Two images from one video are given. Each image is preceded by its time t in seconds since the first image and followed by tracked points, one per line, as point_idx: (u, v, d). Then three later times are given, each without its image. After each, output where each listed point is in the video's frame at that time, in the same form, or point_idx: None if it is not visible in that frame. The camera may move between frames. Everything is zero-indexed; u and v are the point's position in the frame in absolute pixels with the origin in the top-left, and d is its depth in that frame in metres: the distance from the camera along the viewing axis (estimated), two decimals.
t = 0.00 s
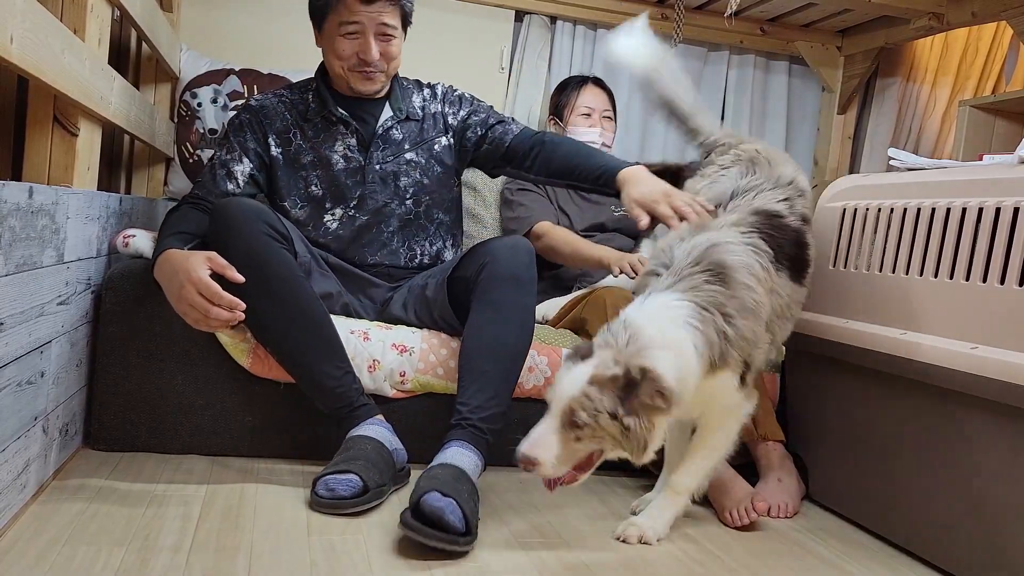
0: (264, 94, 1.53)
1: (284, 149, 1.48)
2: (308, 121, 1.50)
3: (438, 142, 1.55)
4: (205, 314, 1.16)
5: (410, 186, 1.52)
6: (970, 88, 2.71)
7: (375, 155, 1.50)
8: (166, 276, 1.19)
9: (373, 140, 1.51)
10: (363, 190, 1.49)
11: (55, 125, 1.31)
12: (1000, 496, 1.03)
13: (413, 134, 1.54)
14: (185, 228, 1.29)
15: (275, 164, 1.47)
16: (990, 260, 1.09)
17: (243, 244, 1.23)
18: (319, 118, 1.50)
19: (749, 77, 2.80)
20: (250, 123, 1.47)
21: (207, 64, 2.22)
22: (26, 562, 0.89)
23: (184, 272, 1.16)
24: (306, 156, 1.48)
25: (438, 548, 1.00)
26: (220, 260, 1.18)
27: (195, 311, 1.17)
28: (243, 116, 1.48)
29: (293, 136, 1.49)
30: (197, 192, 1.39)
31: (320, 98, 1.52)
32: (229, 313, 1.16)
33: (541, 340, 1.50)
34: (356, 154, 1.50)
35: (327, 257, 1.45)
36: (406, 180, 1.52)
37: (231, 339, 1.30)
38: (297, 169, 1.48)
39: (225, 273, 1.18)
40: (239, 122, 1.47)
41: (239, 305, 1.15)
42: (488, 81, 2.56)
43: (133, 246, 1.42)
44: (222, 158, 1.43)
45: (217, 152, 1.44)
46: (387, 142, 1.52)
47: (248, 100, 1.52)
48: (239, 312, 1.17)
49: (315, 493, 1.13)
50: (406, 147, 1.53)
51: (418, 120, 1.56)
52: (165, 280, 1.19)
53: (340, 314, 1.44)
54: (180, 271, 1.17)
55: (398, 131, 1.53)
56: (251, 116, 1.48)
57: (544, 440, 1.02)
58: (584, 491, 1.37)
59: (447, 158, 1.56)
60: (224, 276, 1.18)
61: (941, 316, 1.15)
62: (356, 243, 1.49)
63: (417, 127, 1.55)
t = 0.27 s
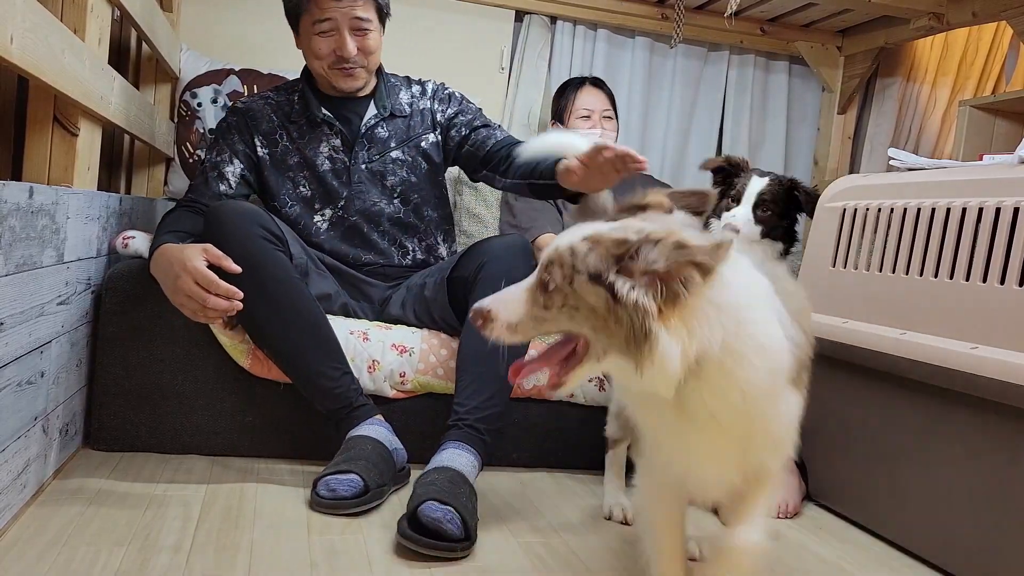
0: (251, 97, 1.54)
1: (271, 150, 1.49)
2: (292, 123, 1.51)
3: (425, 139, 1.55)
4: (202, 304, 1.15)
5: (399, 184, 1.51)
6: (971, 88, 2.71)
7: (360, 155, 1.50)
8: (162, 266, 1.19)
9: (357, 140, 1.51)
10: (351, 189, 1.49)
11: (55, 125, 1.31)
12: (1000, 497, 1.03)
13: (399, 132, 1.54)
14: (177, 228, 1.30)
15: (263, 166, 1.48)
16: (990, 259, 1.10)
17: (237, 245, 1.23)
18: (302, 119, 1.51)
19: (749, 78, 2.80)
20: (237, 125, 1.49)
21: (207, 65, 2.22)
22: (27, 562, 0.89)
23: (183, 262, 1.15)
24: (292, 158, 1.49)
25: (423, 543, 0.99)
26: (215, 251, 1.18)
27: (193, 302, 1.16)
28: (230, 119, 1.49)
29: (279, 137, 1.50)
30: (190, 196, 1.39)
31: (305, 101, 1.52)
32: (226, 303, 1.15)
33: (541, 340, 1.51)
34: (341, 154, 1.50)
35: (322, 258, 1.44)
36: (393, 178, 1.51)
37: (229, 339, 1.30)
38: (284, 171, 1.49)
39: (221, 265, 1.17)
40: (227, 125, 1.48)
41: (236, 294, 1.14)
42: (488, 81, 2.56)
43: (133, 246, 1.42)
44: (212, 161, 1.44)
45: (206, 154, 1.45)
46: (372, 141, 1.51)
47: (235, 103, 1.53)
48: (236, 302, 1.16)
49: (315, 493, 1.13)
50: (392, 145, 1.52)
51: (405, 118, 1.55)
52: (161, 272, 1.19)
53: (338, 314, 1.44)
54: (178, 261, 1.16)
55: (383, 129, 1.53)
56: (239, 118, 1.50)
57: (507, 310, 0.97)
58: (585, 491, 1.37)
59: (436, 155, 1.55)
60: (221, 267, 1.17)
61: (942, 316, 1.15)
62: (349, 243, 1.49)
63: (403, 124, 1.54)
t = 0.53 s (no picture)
0: (243, 97, 1.54)
1: (265, 150, 1.50)
2: (284, 123, 1.51)
3: (418, 137, 1.54)
4: (205, 308, 1.15)
5: (392, 182, 1.51)
6: (970, 88, 2.72)
7: (353, 154, 1.50)
8: (165, 269, 1.18)
9: (350, 139, 1.51)
10: (346, 189, 1.49)
11: (55, 124, 1.31)
12: (999, 497, 1.03)
13: (392, 130, 1.53)
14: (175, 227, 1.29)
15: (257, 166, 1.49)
16: (991, 260, 1.10)
17: (236, 246, 1.23)
18: (293, 119, 1.51)
19: (750, 77, 2.80)
20: (231, 126, 1.50)
21: (207, 64, 2.22)
22: (26, 561, 0.89)
23: (186, 266, 1.15)
24: (285, 158, 1.50)
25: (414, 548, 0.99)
26: (220, 256, 1.16)
27: (195, 305, 1.16)
28: (224, 120, 1.50)
29: (273, 138, 1.50)
30: (185, 196, 1.39)
31: (296, 101, 1.52)
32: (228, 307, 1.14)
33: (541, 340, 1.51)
34: (333, 154, 1.51)
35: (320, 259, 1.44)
36: (386, 177, 1.51)
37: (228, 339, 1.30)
38: (279, 171, 1.50)
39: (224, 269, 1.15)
40: (221, 126, 1.49)
41: (238, 297, 1.13)
42: (488, 81, 2.56)
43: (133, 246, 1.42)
44: (208, 161, 1.43)
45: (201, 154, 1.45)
46: (364, 140, 1.51)
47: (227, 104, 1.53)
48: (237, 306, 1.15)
49: (315, 492, 1.13)
50: (384, 143, 1.52)
51: (397, 116, 1.55)
52: (163, 274, 1.19)
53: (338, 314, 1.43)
54: (181, 264, 1.16)
55: (375, 128, 1.53)
56: (233, 119, 1.50)
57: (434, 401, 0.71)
58: (585, 490, 1.37)
59: (428, 152, 1.55)
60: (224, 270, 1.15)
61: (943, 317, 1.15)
62: (346, 240, 1.49)
63: (396, 123, 1.54)
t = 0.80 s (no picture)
0: (246, 98, 1.55)
1: (266, 150, 1.50)
2: (287, 123, 1.52)
3: (420, 139, 1.54)
4: (199, 308, 1.14)
5: (394, 183, 1.51)
6: (971, 87, 2.71)
7: (355, 154, 1.50)
8: (161, 268, 1.18)
9: (352, 139, 1.50)
10: (350, 188, 1.48)
11: (54, 124, 1.31)
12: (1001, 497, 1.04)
13: (394, 131, 1.53)
14: (178, 227, 1.29)
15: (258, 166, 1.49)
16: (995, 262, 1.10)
17: (235, 247, 1.23)
18: (297, 119, 1.52)
19: (750, 77, 2.80)
20: (233, 126, 1.50)
21: (207, 64, 2.22)
22: (25, 561, 0.89)
23: (181, 265, 1.14)
24: (287, 158, 1.50)
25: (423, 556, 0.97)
26: (217, 256, 1.17)
27: (188, 308, 1.15)
28: (226, 120, 1.50)
29: (275, 138, 1.51)
30: (186, 195, 1.39)
31: (299, 100, 1.52)
32: (221, 309, 1.14)
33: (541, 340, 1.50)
34: (336, 153, 1.50)
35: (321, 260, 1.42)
36: (388, 177, 1.51)
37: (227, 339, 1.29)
38: (280, 171, 1.50)
39: (221, 269, 1.16)
40: (222, 126, 1.49)
41: (231, 299, 1.13)
42: (488, 80, 2.56)
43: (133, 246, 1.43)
44: (209, 160, 1.44)
45: (202, 154, 1.46)
46: (367, 140, 1.51)
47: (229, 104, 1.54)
48: (230, 308, 1.15)
49: (314, 492, 1.13)
50: (387, 144, 1.52)
51: (400, 117, 1.55)
52: (161, 272, 1.18)
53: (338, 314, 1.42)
54: (177, 264, 1.15)
55: (378, 129, 1.52)
56: (234, 119, 1.51)
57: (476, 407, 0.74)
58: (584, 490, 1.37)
59: (431, 155, 1.55)
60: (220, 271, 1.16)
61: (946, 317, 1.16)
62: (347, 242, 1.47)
63: (398, 124, 1.54)
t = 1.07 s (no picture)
0: (252, 95, 1.54)
1: (272, 149, 1.49)
2: (295, 121, 1.51)
3: (428, 144, 1.56)
4: (196, 315, 1.16)
5: (400, 186, 1.53)
6: (971, 87, 2.71)
7: (363, 154, 1.51)
8: (159, 268, 1.19)
9: (360, 139, 1.51)
10: (355, 188, 1.49)
11: (54, 124, 1.31)
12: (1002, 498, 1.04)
13: (403, 133, 1.54)
14: (178, 227, 1.29)
15: (263, 164, 1.48)
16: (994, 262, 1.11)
17: (232, 249, 1.23)
18: (306, 117, 1.51)
19: (750, 76, 2.79)
20: (238, 124, 1.49)
21: (206, 64, 2.22)
22: (25, 561, 0.89)
23: (179, 270, 1.15)
24: (293, 157, 1.49)
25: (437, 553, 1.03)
26: (216, 262, 1.17)
27: (185, 312, 1.17)
28: (231, 117, 1.49)
29: (281, 136, 1.50)
30: (187, 192, 1.38)
31: (308, 98, 1.52)
32: (219, 316, 1.16)
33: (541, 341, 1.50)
34: (343, 152, 1.51)
35: (320, 257, 1.44)
36: (394, 180, 1.52)
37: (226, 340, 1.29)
38: (286, 169, 1.49)
39: (220, 276, 1.17)
40: (227, 123, 1.48)
41: (230, 305, 1.15)
42: (488, 80, 2.56)
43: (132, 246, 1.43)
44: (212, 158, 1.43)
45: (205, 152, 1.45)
46: (375, 141, 1.52)
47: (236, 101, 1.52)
48: (227, 316, 1.17)
49: (314, 493, 1.13)
50: (395, 147, 1.53)
51: (408, 120, 1.56)
52: (159, 272, 1.19)
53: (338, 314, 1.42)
54: (175, 268, 1.16)
55: (386, 130, 1.53)
56: (240, 116, 1.50)
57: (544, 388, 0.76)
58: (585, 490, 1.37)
59: (437, 160, 1.57)
60: (219, 277, 1.17)
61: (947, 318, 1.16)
62: (349, 242, 1.49)
63: (407, 127, 1.55)
